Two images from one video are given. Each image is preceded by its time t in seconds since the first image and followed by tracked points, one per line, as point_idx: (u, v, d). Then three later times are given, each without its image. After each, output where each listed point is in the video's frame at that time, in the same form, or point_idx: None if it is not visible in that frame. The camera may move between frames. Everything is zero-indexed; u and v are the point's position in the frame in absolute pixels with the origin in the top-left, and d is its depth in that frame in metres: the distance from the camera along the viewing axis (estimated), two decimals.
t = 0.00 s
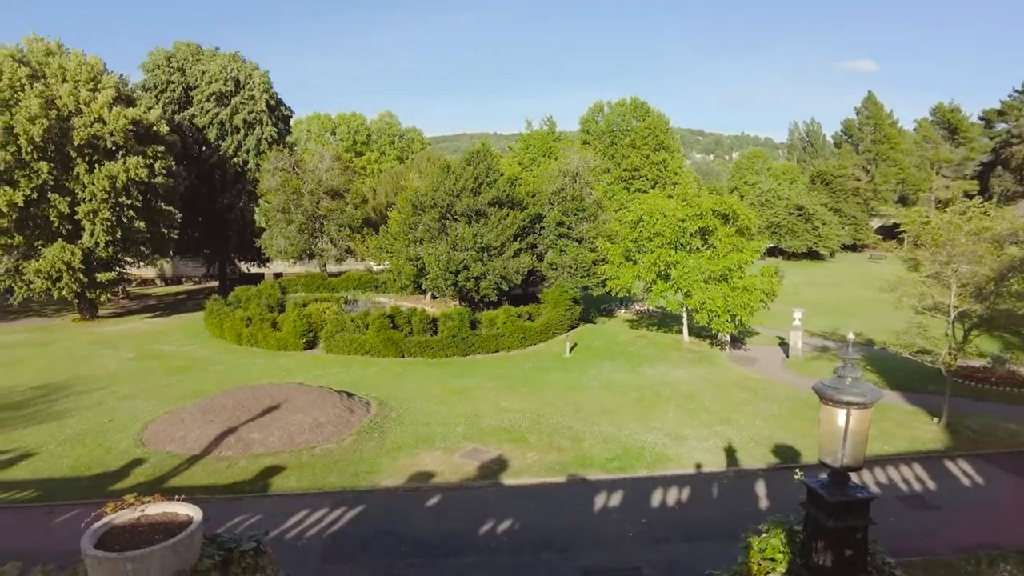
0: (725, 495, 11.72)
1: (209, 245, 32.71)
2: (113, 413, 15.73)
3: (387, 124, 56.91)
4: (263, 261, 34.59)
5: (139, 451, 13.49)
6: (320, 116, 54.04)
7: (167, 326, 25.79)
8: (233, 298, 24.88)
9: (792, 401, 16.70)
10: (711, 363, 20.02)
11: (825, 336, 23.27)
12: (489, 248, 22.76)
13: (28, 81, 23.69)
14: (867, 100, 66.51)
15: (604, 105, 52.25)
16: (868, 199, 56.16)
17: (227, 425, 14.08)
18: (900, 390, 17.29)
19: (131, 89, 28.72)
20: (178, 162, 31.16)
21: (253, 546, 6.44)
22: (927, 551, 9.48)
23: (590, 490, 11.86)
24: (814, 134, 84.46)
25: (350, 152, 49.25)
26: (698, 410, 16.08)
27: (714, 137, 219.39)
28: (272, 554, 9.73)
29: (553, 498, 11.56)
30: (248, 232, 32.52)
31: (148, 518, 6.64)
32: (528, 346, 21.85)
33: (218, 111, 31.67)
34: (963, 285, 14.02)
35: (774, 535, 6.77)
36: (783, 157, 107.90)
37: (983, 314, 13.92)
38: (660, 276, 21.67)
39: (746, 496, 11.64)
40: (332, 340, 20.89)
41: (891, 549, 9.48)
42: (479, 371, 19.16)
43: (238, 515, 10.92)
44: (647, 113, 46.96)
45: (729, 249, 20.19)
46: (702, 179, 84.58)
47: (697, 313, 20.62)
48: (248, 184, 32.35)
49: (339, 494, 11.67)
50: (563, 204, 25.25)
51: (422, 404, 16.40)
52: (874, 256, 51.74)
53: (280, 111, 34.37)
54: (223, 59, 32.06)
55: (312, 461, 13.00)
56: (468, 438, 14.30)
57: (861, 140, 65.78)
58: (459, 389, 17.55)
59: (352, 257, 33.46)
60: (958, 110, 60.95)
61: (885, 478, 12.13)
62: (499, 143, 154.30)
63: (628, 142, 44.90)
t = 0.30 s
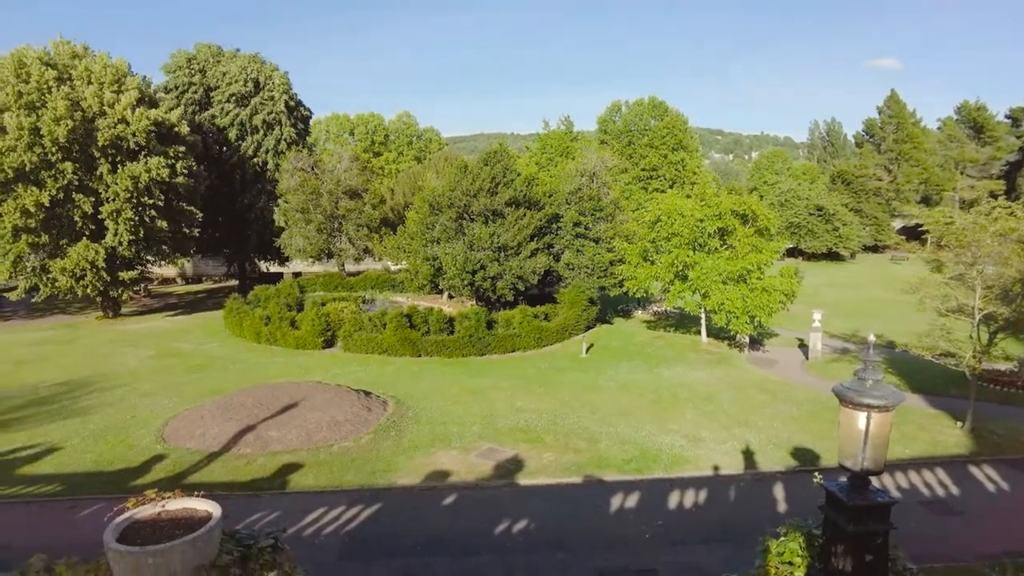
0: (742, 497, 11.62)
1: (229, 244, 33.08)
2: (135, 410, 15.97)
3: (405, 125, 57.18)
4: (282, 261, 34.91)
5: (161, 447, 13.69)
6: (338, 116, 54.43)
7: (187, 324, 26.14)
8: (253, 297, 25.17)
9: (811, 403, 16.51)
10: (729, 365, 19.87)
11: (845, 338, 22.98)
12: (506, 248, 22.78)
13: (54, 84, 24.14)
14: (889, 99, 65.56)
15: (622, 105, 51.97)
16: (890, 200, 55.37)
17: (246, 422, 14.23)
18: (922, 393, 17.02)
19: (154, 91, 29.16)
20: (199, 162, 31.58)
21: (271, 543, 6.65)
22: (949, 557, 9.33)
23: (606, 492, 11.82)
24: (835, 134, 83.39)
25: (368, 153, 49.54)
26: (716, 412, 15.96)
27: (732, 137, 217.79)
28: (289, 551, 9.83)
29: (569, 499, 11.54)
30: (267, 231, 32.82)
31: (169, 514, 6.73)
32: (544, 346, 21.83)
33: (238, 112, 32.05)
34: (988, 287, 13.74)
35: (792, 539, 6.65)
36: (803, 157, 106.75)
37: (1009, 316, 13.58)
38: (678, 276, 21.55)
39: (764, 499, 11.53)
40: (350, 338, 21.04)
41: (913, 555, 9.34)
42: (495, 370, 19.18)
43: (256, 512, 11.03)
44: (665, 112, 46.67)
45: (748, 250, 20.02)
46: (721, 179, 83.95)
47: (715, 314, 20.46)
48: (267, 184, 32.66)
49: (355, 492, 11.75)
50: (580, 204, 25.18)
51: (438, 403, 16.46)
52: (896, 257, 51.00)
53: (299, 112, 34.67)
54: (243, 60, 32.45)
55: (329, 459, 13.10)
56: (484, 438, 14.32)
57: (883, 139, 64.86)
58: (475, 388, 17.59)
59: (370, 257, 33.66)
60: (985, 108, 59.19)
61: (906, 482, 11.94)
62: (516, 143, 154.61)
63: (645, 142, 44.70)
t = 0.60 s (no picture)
0: (760, 500, 11.50)
1: (249, 244, 33.45)
2: (157, 406, 16.22)
3: (423, 125, 57.44)
4: (301, 260, 35.23)
5: (181, 444, 13.88)
6: (357, 116, 54.81)
7: (207, 323, 26.47)
8: (272, 296, 25.44)
9: (831, 405, 16.32)
10: (748, 366, 19.69)
11: (866, 340, 22.69)
12: (523, 248, 22.79)
13: (80, 86, 24.56)
14: (913, 97, 64.60)
15: (640, 104, 51.60)
16: (913, 200, 54.54)
17: (265, 420, 14.38)
18: (945, 397, 16.74)
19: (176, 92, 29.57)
20: (219, 162, 31.96)
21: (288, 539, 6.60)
22: (973, 564, 9.17)
23: (622, 493, 11.77)
24: (857, 133, 82.22)
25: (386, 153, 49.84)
26: (734, 413, 15.83)
27: (751, 137, 215.73)
28: (306, 548, 9.91)
29: (584, 499, 11.52)
30: (286, 231, 33.12)
31: (189, 510, 6.80)
32: (561, 346, 21.81)
33: (258, 113, 32.43)
34: (1015, 290, 13.48)
35: (811, 543, 6.52)
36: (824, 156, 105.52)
37: None
38: (696, 277, 21.41)
39: (783, 502, 11.41)
40: (368, 337, 21.18)
41: (936, 561, 9.19)
42: (512, 370, 19.20)
43: (273, 509, 11.13)
44: (683, 112, 46.24)
45: (767, 251, 19.84)
46: (740, 179, 83.31)
47: (734, 315, 20.28)
48: (287, 184, 32.97)
49: (372, 490, 11.82)
50: (597, 204, 25.10)
51: (455, 402, 16.51)
52: (919, 257, 50.24)
53: (318, 112, 34.98)
54: (264, 61, 32.81)
55: (347, 457, 13.20)
56: (501, 437, 14.34)
57: (906, 139, 63.96)
58: (492, 388, 17.61)
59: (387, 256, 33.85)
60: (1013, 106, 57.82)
61: (929, 487, 11.75)
62: (533, 143, 154.35)
63: (664, 141, 44.49)
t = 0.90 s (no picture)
0: (779, 503, 11.39)
1: (268, 243, 33.78)
2: (178, 404, 16.45)
3: (441, 125, 57.65)
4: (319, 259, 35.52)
5: (201, 441, 14.06)
6: (375, 117, 55.15)
7: (226, 321, 26.79)
8: (291, 295, 25.68)
9: (852, 408, 16.10)
10: (766, 368, 19.51)
11: (888, 342, 22.37)
12: (539, 248, 22.76)
13: (103, 87, 24.98)
14: (937, 95, 63.62)
15: (658, 103, 51.16)
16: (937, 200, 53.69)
17: (283, 418, 14.51)
18: (970, 400, 16.44)
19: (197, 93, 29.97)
20: (239, 163, 32.32)
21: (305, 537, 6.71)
22: (997, 571, 9.00)
23: (639, 494, 11.71)
24: (879, 132, 81.13)
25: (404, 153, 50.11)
26: (752, 415, 15.69)
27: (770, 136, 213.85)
28: (324, 545, 9.99)
29: (601, 500, 11.49)
30: (305, 230, 33.39)
31: (208, 506, 6.87)
32: (577, 346, 21.76)
33: (278, 113, 32.77)
34: None
35: (830, 547, 6.39)
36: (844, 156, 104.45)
37: None
38: (714, 277, 21.24)
39: (802, 505, 11.29)
40: (385, 336, 21.31)
41: (959, 568, 9.04)
42: (529, 370, 19.20)
43: (292, 506, 11.24)
44: (703, 111, 45.65)
45: (787, 251, 19.65)
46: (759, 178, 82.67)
47: (752, 316, 20.09)
48: (306, 184, 33.25)
49: (389, 489, 11.88)
50: (614, 204, 25.01)
51: (472, 402, 16.54)
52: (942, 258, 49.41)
53: (337, 113, 35.25)
54: (283, 62, 33.16)
55: (364, 456, 13.28)
56: (517, 437, 14.33)
57: (930, 138, 63.11)
58: (508, 388, 17.62)
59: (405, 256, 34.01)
60: None
61: (952, 492, 11.56)
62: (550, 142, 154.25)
63: (682, 141, 44.20)
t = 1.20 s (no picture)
0: (797, 506, 11.26)
1: (286, 243, 34.09)
2: (198, 401, 16.65)
3: (458, 125, 57.77)
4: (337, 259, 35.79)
5: (220, 438, 14.21)
6: (393, 117, 55.45)
7: (245, 320, 27.08)
8: (310, 294, 25.91)
9: (873, 411, 15.89)
10: (786, 370, 19.30)
11: (910, 344, 22.06)
12: (556, 248, 22.72)
13: (127, 89, 25.37)
14: (962, 94, 62.62)
15: (677, 101, 50.66)
16: (961, 200, 52.81)
17: (301, 416, 14.64)
18: (995, 404, 16.14)
19: (218, 94, 30.33)
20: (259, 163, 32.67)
21: (322, 534, 6.76)
22: None
23: (655, 496, 11.65)
24: (902, 131, 80.02)
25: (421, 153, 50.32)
26: (771, 418, 15.54)
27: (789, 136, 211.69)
28: (340, 543, 10.06)
29: (617, 501, 11.44)
30: (323, 230, 33.65)
31: (227, 503, 6.92)
32: (594, 347, 21.70)
33: (297, 114, 33.09)
34: None
35: (850, 552, 6.24)
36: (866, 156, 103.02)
37: None
38: (733, 278, 21.07)
39: (821, 509, 11.15)
40: (403, 335, 21.43)
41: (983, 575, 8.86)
42: (545, 370, 19.18)
43: (309, 504, 11.33)
44: (722, 110, 45.17)
45: (807, 252, 19.44)
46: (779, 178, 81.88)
47: (771, 318, 19.88)
48: (324, 184, 33.49)
49: (405, 488, 11.93)
50: (632, 204, 24.92)
51: (488, 402, 16.56)
52: (967, 259, 48.54)
53: (356, 114, 35.48)
54: (302, 63, 33.47)
55: (380, 455, 13.34)
56: (533, 438, 14.32)
57: (954, 137, 62.11)
58: (525, 388, 17.62)
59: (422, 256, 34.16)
60: None
61: (976, 498, 11.35)
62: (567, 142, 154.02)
63: (701, 140, 43.90)
